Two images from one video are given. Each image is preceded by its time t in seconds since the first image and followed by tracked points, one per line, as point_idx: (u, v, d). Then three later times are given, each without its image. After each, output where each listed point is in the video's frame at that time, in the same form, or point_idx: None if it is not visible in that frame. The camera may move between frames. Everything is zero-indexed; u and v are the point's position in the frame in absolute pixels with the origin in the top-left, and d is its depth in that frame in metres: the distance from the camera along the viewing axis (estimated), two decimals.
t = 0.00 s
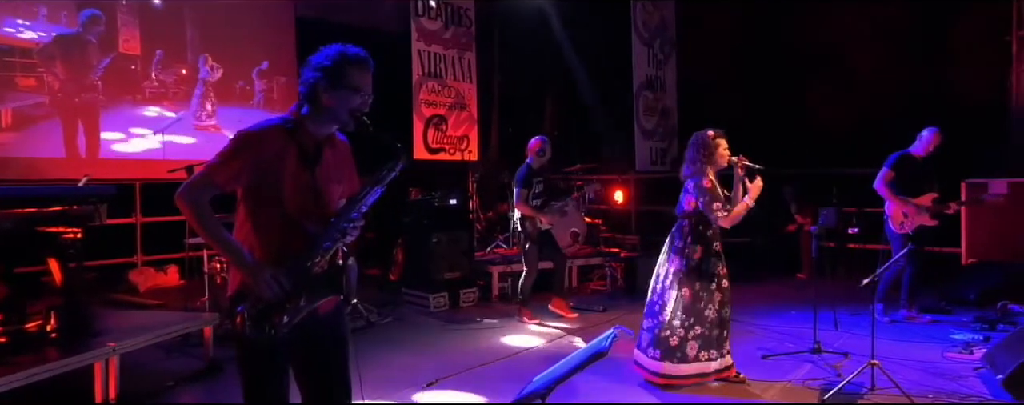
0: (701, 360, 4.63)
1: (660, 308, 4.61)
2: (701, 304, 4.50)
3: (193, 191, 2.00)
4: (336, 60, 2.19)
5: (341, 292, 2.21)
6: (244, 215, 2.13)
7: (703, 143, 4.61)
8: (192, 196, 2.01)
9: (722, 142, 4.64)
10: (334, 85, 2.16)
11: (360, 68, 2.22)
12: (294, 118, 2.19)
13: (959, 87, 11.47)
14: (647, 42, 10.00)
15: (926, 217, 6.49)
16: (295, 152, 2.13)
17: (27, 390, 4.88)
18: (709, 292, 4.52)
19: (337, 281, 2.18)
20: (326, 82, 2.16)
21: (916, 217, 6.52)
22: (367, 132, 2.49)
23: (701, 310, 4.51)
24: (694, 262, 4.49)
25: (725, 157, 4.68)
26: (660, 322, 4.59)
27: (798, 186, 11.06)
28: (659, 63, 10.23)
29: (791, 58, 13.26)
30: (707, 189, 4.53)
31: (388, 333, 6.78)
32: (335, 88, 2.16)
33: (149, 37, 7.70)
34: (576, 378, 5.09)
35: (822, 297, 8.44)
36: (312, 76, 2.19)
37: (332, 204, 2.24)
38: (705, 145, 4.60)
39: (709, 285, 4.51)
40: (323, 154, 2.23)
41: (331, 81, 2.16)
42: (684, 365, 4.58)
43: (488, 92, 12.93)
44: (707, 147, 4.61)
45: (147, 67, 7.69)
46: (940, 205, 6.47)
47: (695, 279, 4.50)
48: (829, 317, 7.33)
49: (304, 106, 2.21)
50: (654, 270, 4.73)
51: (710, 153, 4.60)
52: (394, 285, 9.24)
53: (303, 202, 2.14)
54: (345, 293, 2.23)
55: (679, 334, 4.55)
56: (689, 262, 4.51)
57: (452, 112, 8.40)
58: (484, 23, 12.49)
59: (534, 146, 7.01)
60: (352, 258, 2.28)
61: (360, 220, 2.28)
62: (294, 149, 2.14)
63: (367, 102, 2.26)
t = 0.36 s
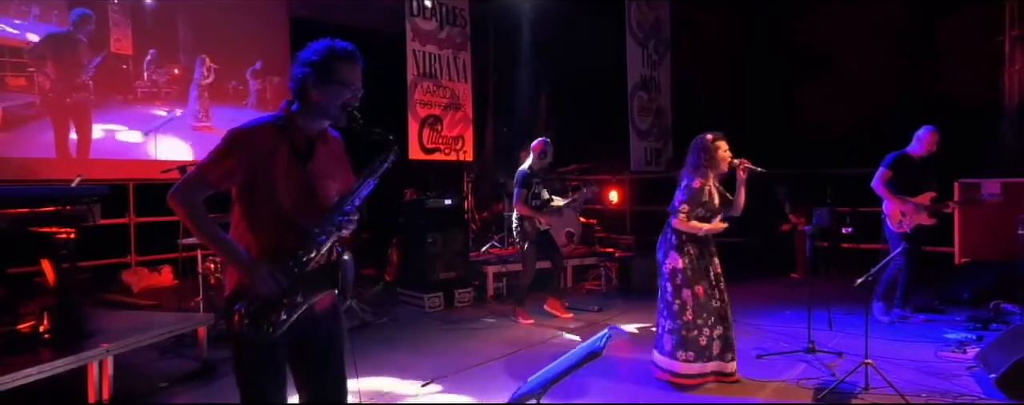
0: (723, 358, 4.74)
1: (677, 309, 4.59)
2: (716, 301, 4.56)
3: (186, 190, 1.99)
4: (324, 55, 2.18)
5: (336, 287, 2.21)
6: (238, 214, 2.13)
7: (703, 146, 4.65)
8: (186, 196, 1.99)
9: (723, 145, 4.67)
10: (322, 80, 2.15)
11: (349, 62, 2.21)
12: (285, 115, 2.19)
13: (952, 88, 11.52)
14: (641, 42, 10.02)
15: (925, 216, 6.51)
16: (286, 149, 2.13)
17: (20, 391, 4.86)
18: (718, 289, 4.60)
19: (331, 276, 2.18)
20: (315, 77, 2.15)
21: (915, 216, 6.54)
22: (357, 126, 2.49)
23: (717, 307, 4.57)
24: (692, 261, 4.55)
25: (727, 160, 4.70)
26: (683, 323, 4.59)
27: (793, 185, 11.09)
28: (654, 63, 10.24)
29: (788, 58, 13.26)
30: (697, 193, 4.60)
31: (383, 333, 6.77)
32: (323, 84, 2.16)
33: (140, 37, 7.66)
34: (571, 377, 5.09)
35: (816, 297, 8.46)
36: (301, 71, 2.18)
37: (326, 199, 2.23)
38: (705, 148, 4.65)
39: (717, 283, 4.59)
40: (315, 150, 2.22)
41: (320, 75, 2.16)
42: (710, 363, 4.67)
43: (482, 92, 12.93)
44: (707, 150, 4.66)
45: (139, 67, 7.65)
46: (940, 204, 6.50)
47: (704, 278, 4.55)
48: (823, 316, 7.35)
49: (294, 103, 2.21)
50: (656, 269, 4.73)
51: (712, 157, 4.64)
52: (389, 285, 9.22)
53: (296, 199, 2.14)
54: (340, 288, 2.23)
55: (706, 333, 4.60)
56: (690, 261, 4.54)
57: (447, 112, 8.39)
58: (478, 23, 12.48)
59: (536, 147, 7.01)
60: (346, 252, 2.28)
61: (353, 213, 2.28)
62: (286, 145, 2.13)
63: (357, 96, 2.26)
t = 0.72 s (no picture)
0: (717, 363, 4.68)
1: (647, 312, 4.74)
2: (685, 304, 4.60)
3: (177, 190, 1.99)
4: (315, 55, 2.18)
5: (328, 288, 2.20)
6: (229, 214, 2.12)
7: (681, 155, 4.71)
8: (177, 197, 1.99)
9: (701, 155, 4.71)
10: (313, 80, 2.15)
11: (340, 63, 2.21)
12: (275, 116, 2.19)
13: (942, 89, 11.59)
14: (634, 42, 10.03)
15: (915, 218, 6.54)
16: (278, 149, 2.12)
17: (8, 392, 4.83)
18: (688, 292, 4.63)
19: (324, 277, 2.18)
20: (306, 78, 2.15)
21: (906, 219, 6.55)
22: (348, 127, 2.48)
23: (690, 310, 4.60)
24: (658, 263, 4.64)
25: (705, 170, 4.74)
26: (657, 325, 4.71)
27: (784, 185, 11.13)
28: (646, 63, 10.26)
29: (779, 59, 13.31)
30: (668, 201, 4.65)
31: (376, 334, 6.77)
32: (315, 84, 2.15)
33: (127, 36, 7.63)
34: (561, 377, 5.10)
35: (808, 296, 8.50)
36: (291, 71, 2.17)
37: (317, 200, 2.23)
38: (682, 157, 4.70)
39: (687, 286, 4.63)
40: (307, 151, 2.22)
41: (311, 76, 2.15)
42: (698, 365, 4.64)
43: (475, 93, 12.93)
44: (684, 159, 4.71)
45: (127, 66, 7.63)
46: (928, 207, 6.57)
47: (668, 282, 4.62)
48: (814, 316, 7.38)
49: (284, 104, 2.20)
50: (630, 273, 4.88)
51: (689, 166, 4.68)
52: (381, 285, 9.21)
53: (288, 200, 2.14)
54: (332, 289, 2.23)
55: (681, 334, 4.65)
56: (655, 263, 4.65)
57: (440, 112, 8.38)
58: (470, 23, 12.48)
59: (525, 148, 7.06)
60: (337, 252, 2.28)
61: (345, 214, 2.27)
62: (277, 146, 2.13)
63: (348, 97, 2.25)
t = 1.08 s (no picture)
0: (679, 368, 4.80)
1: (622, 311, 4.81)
2: (661, 311, 4.65)
3: (171, 190, 1.98)
4: (308, 54, 2.18)
5: (322, 287, 2.20)
6: (223, 213, 2.12)
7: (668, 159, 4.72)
8: (170, 196, 1.99)
9: (688, 159, 4.72)
10: (306, 79, 2.15)
11: (333, 61, 2.21)
12: (269, 115, 2.18)
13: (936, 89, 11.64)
14: (629, 42, 10.05)
15: (905, 221, 6.59)
16: (272, 148, 2.12)
17: None
18: (665, 298, 4.67)
19: (318, 276, 2.18)
20: (299, 77, 2.14)
21: (896, 221, 6.59)
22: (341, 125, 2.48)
23: (662, 316, 4.66)
24: (642, 266, 4.67)
25: (692, 174, 4.76)
26: (629, 326, 4.79)
27: (780, 186, 11.15)
28: (641, 63, 10.28)
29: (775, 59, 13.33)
30: (653, 205, 4.69)
31: (371, 334, 6.75)
32: (308, 83, 2.15)
33: (119, 34, 7.60)
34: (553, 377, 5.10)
35: (803, 296, 8.51)
36: (284, 70, 2.17)
37: (311, 198, 2.22)
38: (669, 162, 4.71)
39: (665, 292, 4.67)
40: (301, 150, 2.22)
41: (304, 75, 2.15)
42: (659, 369, 4.77)
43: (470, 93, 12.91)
44: (671, 163, 4.73)
45: (119, 65, 7.61)
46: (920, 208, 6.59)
47: (647, 286, 4.66)
48: (809, 315, 7.39)
49: (277, 103, 2.20)
50: (612, 271, 4.91)
51: (676, 171, 4.70)
52: (376, 286, 9.19)
53: (282, 199, 2.13)
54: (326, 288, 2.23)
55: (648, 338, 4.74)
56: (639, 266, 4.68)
57: (435, 111, 8.37)
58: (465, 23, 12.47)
59: (522, 148, 7.00)
60: (331, 250, 2.27)
61: (338, 213, 2.27)
62: (271, 146, 2.12)
63: (341, 95, 2.25)
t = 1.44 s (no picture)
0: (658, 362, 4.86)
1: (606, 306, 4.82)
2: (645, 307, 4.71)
3: (166, 190, 1.98)
4: (304, 55, 2.18)
5: (319, 288, 2.19)
6: (219, 214, 2.11)
7: (657, 158, 4.68)
8: (165, 196, 1.99)
9: (677, 157, 4.68)
10: (302, 80, 2.15)
11: (329, 61, 2.21)
12: (265, 115, 2.18)
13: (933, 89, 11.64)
14: (626, 42, 10.04)
15: (894, 225, 6.61)
16: (268, 148, 2.12)
17: None
18: (648, 294, 4.72)
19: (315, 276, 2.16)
20: (295, 77, 2.14)
21: (885, 225, 6.62)
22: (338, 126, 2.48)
23: (644, 311, 4.71)
24: (630, 262, 4.71)
25: (681, 171, 4.72)
26: (611, 320, 4.81)
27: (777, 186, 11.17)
28: (638, 64, 10.31)
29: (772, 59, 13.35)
30: (643, 202, 4.67)
31: (368, 334, 6.76)
32: (303, 83, 2.15)
33: (115, 34, 7.59)
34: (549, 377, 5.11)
35: (800, 296, 8.54)
36: (280, 71, 2.17)
37: (307, 198, 2.22)
38: (658, 160, 4.67)
39: (646, 287, 4.72)
40: (298, 150, 2.21)
41: (299, 75, 2.15)
42: (639, 363, 4.81)
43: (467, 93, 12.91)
44: (660, 161, 4.69)
45: (115, 65, 7.61)
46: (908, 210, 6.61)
47: (633, 281, 4.70)
48: (804, 315, 7.42)
49: (274, 104, 2.20)
50: (596, 266, 4.93)
51: (665, 169, 4.66)
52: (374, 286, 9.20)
53: (278, 199, 2.13)
54: (323, 289, 2.21)
55: (629, 332, 4.78)
56: (626, 261, 4.71)
57: (432, 112, 8.37)
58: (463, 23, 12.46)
59: (518, 147, 6.98)
60: (328, 250, 2.26)
61: (334, 213, 2.25)
62: (267, 146, 2.12)
63: (338, 96, 2.25)
